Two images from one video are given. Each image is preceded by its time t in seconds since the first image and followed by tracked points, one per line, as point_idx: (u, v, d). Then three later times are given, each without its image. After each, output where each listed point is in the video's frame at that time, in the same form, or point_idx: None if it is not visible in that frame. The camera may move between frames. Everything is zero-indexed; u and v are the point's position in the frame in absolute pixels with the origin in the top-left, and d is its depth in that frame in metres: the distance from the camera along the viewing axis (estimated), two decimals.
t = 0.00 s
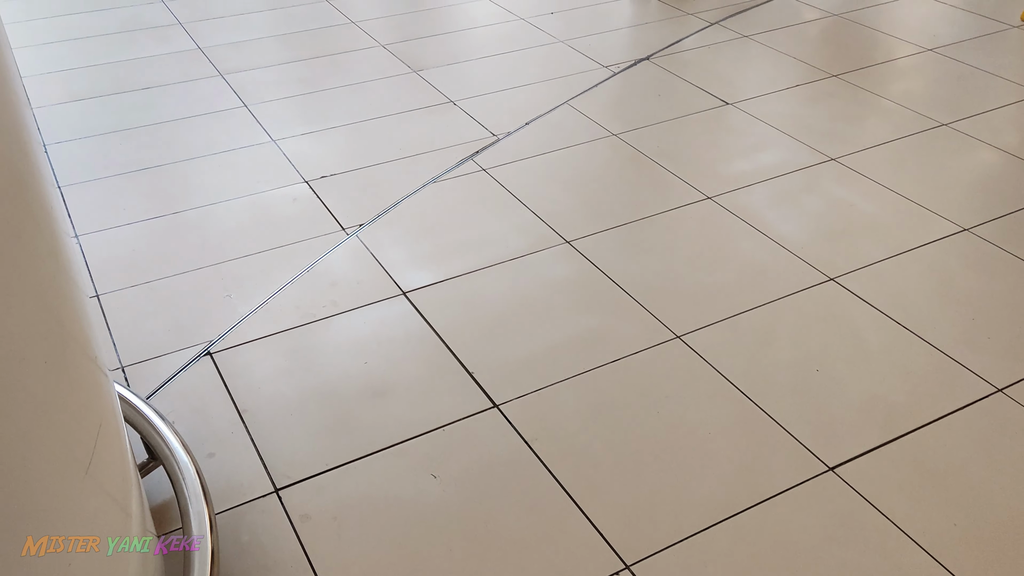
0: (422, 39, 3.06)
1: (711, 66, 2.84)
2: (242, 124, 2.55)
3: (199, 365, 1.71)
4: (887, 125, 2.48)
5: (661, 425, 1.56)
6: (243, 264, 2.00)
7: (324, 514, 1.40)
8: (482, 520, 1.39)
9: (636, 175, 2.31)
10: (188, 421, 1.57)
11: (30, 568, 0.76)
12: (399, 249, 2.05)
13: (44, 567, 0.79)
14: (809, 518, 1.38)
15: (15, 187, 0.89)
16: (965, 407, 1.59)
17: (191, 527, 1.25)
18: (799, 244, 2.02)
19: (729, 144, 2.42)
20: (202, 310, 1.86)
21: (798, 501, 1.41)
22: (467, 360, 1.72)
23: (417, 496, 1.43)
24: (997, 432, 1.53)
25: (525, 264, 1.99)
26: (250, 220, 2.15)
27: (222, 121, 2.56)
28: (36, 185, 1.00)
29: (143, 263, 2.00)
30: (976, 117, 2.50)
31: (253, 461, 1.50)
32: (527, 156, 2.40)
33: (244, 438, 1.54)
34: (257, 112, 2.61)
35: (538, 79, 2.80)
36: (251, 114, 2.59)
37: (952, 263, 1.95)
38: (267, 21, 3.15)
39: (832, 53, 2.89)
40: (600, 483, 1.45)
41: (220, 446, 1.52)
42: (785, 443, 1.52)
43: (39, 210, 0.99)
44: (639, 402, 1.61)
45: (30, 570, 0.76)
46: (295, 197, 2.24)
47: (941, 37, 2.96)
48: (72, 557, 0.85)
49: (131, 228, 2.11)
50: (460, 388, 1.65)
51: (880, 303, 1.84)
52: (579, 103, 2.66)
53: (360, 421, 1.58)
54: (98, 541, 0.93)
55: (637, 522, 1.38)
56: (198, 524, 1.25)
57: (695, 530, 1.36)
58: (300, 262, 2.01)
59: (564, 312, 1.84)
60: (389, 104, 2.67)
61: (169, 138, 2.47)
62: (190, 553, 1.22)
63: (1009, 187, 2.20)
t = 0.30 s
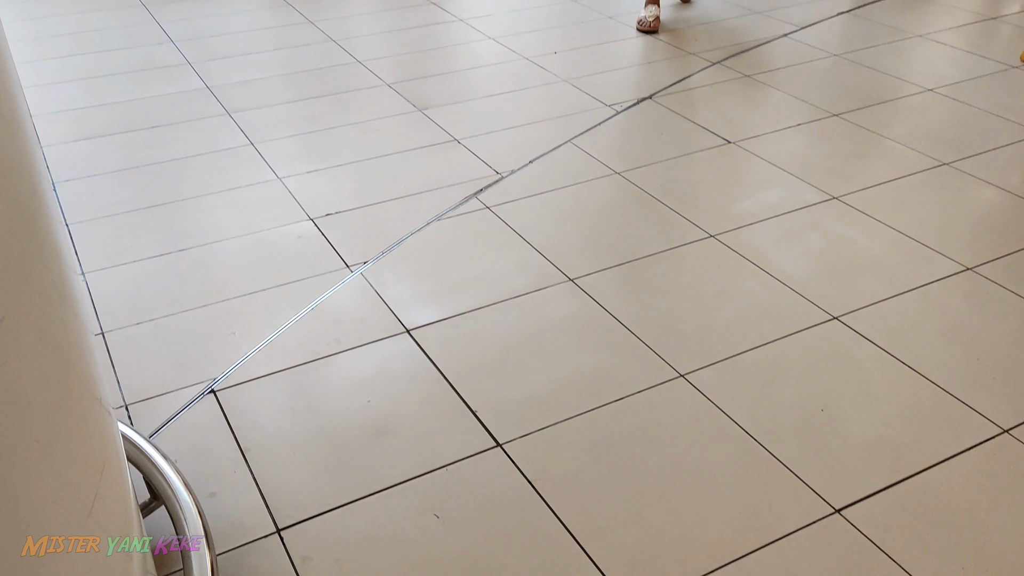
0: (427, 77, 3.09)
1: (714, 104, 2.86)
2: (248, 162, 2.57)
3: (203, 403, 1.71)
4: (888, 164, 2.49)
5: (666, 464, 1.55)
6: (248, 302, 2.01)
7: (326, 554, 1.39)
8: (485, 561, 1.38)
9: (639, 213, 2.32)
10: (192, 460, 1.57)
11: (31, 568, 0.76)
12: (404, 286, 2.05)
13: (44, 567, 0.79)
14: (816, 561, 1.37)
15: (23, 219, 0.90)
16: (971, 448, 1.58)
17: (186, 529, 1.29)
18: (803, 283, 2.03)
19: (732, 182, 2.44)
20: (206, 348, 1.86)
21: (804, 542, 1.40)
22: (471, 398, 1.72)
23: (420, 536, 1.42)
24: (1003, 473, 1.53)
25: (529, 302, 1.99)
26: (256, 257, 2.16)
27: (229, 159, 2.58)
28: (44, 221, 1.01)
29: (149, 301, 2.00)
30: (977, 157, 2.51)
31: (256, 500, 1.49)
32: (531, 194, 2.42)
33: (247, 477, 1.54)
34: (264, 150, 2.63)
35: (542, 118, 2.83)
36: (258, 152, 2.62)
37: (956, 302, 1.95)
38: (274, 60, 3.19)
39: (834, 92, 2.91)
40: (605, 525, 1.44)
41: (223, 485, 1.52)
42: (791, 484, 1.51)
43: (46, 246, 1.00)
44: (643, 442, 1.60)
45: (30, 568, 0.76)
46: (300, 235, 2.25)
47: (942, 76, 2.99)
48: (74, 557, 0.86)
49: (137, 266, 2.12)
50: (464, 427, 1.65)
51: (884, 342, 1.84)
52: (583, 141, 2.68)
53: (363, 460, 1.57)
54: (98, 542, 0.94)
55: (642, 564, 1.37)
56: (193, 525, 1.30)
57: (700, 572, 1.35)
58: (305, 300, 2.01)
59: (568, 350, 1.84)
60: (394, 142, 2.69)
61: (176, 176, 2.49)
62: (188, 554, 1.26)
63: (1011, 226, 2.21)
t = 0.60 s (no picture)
0: (431, 113, 3.12)
1: (716, 141, 2.88)
2: (254, 197, 2.58)
3: (205, 439, 1.70)
4: (891, 201, 2.50)
5: (670, 503, 1.54)
6: (252, 337, 2.01)
7: None
8: None
9: (643, 249, 2.32)
10: (193, 498, 1.56)
11: (33, 568, 0.75)
12: (408, 322, 2.05)
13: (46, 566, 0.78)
14: None
15: (30, 247, 0.91)
16: (979, 489, 1.56)
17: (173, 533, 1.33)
18: (807, 319, 2.03)
19: (736, 218, 2.45)
20: (210, 384, 1.86)
21: None
22: (474, 436, 1.71)
23: None
24: (1012, 514, 1.51)
25: (532, 338, 1.99)
26: (261, 292, 2.17)
27: (235, 195, 2.60)
28: (49, 253, 1.01)
29: (153, 336, 2.00)
30: (979, 194, 2.52)
31: (257, 540, 1.48)
32: (534, 229, 2.43)
33: (249, 515, 1.52)
34: (269, 185, 2.65)
35: (546, 154, 2.85)
36: (264, 187, 2.63)
37: (961, 340, 1.95)
38: (281, 96, 3.22)
39: (835, 128, 2.93)
40: (609, 565, 1.42)
41: (224, 524, 1.51)
42: (797, 524, 1.49)
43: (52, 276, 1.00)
44: (648, 480, 1.59)
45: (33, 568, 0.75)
46: (305, 270, 2.26)
47: (942, 114, 3.00)
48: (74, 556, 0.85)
49: (142, 302, 2.12)
50: (468, 464, 1.64)
51: (889, 379, 1.83)
52: (586, 177, 2.70)
53: (366, 498, 1.56)
54: (98, 540, 0.94)
55: None
56: (179, 529, 1.34)
57: None
58: (308, 336, 2.01)
59: (571, 387, 1.83)
60: (399, 177, 2.71)
61: (182, 211, 2.50)
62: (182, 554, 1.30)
63: (1015, 263, 2.21)
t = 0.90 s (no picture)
0: (435, 152, 3.14)
1: (719, 180, 2.90)
2: (259, 235, 2.59)
3: (208, 480, 1.69)
4: (891, 240, 2.51)
5: (676, 546, 1.53)
6: (256, 376, 2.00)
7: None
8: None
9: (646, 288, 2.33)
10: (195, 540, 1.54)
11: (31, 567, 0.78)
12: (411, 361, 2.05)
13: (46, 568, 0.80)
14: None
15: (35, 277, 0.92)
16: (988, 532, 1.55)
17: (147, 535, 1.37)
18: (811, 359, 2.02)
19: (738, 257, 2.45)
20: (213, 424, 1.85)
21: None
22: (478, 476, 1.70)
23: None
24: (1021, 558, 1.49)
25: (536, 377, 1.99)
26: (265, 331, 2.17)
27: (240, 233, 2.61)
28: (55, 285, 1.02)
29: (157, 376, 2.00)
30: (981, 233, 2.53)
31: None
32: (538, 268, 2.44)
33: (251, 557, 1.51)
34: (274, 223, 2.66)
35: (549, 193, 2.86)
36: (269, 226, 2.64)
37: (966, 380, 1.94)
38: (286, 135, 3.25)
39: (837, 168, 2.95)
40: None
41: (225, 566, 1.49)
42: (805, 569, 1.48)
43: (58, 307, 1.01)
44: (653, 522, 1.58)
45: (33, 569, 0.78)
46: (309, 308, 2.26)
47: (943, 154, 3.02)
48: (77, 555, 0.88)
49: (146, 341, 2.12)
50: (472, 506, 1.62)
51: (895, 420, 1.83)
52: (590, 215, 2.71)
53: (368, 539, 1.55)
54: (97, 541, 0.96)
55: None
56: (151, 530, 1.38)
57: None
58: (312, 374, 2.01)
59: (575, 427, 1.83)
60: (404, 216, 2.72)
61: (187, 250, 2.51)
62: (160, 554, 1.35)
63: (1018, 303, 2.21)
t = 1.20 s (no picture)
0: (438, 189, 3.17)
1: (720, 217, 2.93)
2: (264, 271, 2.62)
3: (211, 517, 1.70)
4: (891, 278, 2.53)
5: None
6: (260, 412, 2.01)
7: None
8: None
9: (648, 324, 2.34)
10: None
11: (32, 565, 0.77)
12: (414, 397, 2.06)
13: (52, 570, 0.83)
14: None
15: (39, 300, 0.94)
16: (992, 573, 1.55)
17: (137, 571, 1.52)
18: (812, 396, 2.04)
19: (739, 294, 2.47)
20: (216, 461, 1.86)
21: None
22: (481, 514, 1.70)
23: None
24: None
25: (538, 414, 2.00)
26: (269, 367, 2.18)
27: (245, 269, 2.63)
28: (55, 308, 1.05)
29: (161, 412, 2.01)
30: (981, 271, 2.55)
31: None
32: (540, 304, 2.46)
33: None
34: (279, 260, 2.69)
35: (552, 230, 2.89)
36: (274, 262, 2.67)
37: (968, 419, 1.95)
38: (293, 172, 3.29)
39: (837, 205, 2.98)
40: None
41: None
42: None
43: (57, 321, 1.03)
44: (655, 561, 1.58)
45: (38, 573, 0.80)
46: (313, 344, 2.28)
47: (941, 192, 3.06)
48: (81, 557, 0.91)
49: (151, 377, 2.13)
50: (474, 543, 1.63)
51: (897, 459, 1.83)
52: (592, 252, 2.73)
53: None
54: (95, 542, 0.97)
55: None
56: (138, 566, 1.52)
57: None
58: (316, 410, 2.02)
59: (578, 465, 1.83)
60: (407, 252, 2.75)
61: (193, 286, 2.54)
62: None
63: (1018, 341, 2.22)
